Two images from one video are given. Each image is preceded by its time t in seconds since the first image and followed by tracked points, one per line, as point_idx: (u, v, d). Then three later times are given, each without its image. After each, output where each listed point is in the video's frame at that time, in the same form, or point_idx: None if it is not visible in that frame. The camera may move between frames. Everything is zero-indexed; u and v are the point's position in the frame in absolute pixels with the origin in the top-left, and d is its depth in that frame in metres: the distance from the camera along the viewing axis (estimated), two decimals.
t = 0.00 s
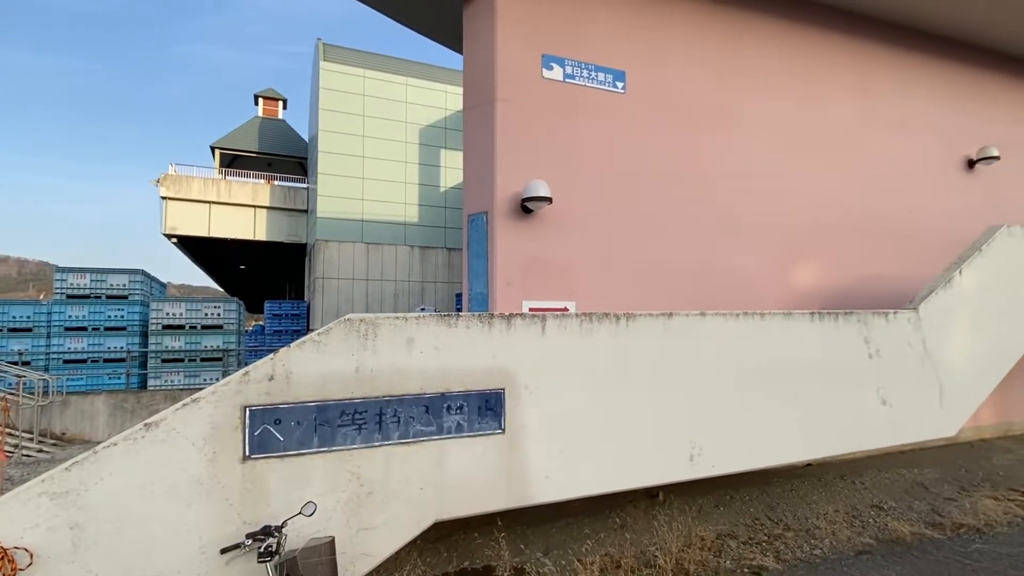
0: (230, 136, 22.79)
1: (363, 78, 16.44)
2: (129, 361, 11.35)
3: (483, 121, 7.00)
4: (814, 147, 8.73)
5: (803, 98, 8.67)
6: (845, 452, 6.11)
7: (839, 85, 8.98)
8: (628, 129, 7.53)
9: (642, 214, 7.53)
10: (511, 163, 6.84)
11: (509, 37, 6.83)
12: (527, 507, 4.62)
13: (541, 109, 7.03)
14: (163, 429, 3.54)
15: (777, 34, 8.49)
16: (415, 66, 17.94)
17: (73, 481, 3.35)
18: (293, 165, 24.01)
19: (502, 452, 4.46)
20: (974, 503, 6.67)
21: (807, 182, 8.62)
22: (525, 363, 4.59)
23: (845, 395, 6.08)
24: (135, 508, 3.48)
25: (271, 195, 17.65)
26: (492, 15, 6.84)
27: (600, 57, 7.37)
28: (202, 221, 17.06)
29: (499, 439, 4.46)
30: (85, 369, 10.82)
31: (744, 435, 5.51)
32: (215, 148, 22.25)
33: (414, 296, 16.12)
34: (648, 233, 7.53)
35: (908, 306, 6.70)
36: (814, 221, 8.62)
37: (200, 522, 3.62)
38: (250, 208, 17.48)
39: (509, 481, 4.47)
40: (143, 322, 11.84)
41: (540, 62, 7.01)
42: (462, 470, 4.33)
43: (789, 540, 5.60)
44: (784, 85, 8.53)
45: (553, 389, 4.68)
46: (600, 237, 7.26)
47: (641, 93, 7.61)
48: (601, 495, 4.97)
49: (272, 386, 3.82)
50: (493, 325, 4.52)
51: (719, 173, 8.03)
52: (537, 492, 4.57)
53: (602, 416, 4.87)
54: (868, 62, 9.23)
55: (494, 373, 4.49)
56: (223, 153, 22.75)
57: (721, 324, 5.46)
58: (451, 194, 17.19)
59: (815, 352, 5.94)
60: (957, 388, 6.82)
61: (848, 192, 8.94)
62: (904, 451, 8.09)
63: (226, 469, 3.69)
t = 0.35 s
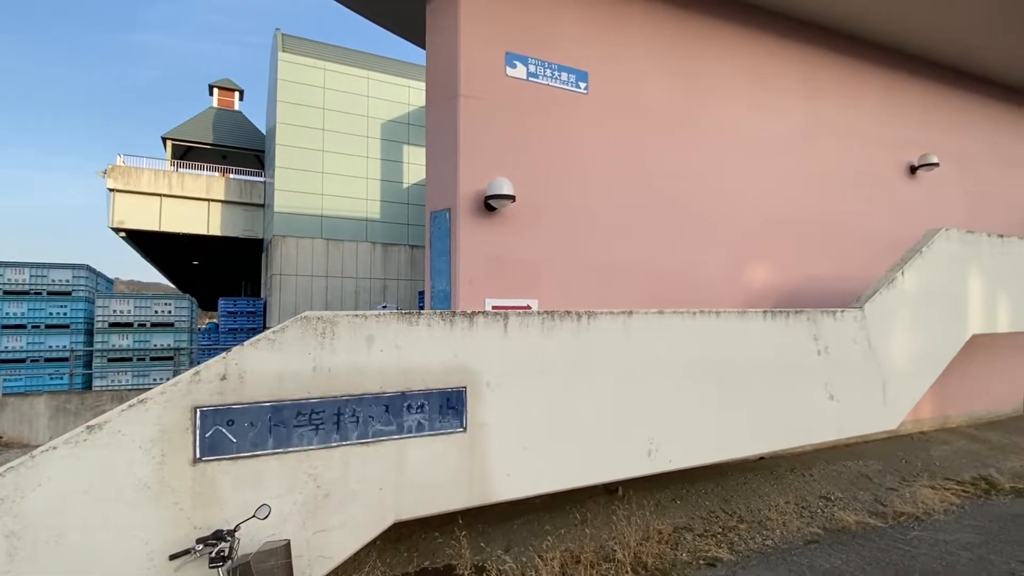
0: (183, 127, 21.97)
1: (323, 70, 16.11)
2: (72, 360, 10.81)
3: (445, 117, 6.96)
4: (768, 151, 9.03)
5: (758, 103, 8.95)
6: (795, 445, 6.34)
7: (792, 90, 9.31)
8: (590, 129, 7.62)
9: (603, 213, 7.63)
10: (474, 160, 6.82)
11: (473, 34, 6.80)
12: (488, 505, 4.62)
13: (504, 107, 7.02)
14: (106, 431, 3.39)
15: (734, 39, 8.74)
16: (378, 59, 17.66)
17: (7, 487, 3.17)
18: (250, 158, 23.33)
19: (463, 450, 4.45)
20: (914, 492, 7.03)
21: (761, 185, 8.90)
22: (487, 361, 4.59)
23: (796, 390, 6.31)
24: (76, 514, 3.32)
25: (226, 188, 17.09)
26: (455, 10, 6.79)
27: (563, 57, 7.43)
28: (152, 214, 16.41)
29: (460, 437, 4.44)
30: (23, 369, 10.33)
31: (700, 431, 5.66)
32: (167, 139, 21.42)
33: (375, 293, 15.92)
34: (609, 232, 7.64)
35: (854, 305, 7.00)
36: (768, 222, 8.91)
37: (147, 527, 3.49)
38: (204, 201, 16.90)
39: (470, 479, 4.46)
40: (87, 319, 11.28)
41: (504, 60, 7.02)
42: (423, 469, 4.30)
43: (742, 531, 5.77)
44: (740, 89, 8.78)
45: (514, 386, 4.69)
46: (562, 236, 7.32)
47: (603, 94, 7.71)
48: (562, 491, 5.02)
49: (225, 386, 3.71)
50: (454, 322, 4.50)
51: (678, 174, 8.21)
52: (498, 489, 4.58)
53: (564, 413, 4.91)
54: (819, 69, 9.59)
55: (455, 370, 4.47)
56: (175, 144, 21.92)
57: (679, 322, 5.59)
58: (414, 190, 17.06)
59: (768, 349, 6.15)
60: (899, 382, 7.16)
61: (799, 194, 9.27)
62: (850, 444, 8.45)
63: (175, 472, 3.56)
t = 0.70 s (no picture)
0: (131, 116, 21.02)
1: (281, 61, 15.67)
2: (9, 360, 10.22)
3: (407, 112, 6.87)
4: (725, 153, 9.28)
5: (715, 106, 9.19)
6: (749, 439, 6.55)
7: (747, 95, 9.59)
8: (553, 127, 7.67)
9: (565, 212, 7.69)
10: (436, 156, 6.76)
11: (436, 28, 6.74)
12: (449, 503, 4.61)
13: (467, 103, 6.99)
14: (45, 434, 3.21)
15: (692, 43, 8.94)
16: (339, 52, 17.33)
17: None
18: (203, 150, 22.51)
19: (424, 449, 4.41)
20: (858, 482, 7.36)
21: (718, 186, 9.15)
22: (448, 359, 4.57)
23: (749, 386, 6.51)
24: (11, 522, 3.15)
25: (178, 181, 16.43)
26: (418, 4, 6.72)
27: (526, 55, 7.45)
28: (97, 207, 15.70)
29: (421, 436, 4.40)
30: None
31: (659, 426, 5.78)
32: (113, 128, 20.44)
33: (335, 290, 15.40)
34: (571, 230, 7.71)
35: (805, 304, 7.26)
36: (724, 223, 9.16)
37: (90, 534, 3.33)
38: (154, 194, 16.21)
39: (431, 478, 4.43)
40: (25, 317, 10.68)
41: (466, 56, 6.98)
42: (383, 468, 4.25)
43: (698, 523, 5.92)
44: (698, 92, 9.00)
45: (475, 384, 4.68)
46: (524, 233, 7.34)
47: (565, 93, 7.77)
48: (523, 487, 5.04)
49: (174, 386, 3.57)
50: (416, 320, 4.46)
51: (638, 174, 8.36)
52: (459, 487, 4.57)
53: (525, 410, 4.94)
54: (773, 75, 9.92)
55: (416, 368, 4.43)
56: (122, 133, 20.96)
57: (639, 320, 5.69)
58: (375, 185, 16.85)
59: (724, 346, 6.33)
60: (845, 377, 7.48)
61: (754, 196, 9.56)
62: (800, 437, 8.78)
63: (121, 476, 3.41)
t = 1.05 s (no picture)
0: (76, 103, 20.01)
1: (238, 50, 15.18)
2: None
3: (370, 106, 6.77)
4: (685, 153, 9.50)
5: (675, 108, 9.39)
6: (706, 434, 6.72)
7: (706, 98, 9.83)
8: (517, 125, 7.69)
9: (529, 210, 7.73)
10: (400, 152, 6.68)
11: (399, 22, 6.66)
12: (411, 503, 4.57)
13: (431, 99, 6.94)
14: None
15: (654, 46, 9.11)
16: (298, 42, 16.92)
17: None
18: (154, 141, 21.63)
19: (385, 448, 4.36)
20: (808, 473, 7.66)
21: (678, 186, 9.35)
22: (410, 357, 4.53)
23: (707, 382, 6.68)
24: None
25: (127, 172, 15.71)
26: None
27: (490, 52, 7.44)
28: (40, 198, 14.90)
29: (382, 435, 4.35)
30: None
31: (620, 421, 5.87)
32: (55, 116, 19.41)
33: (294, 287, 15.20)
34: (534, 228, 7.75)
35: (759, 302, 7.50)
36: (684, 222, 9.37)
37: (28, 544, 3.15)
38: (101, 185, 15.48)
39: (393, 477, 4.38)
40: None
41: (431, 51, 6.92)
42: (343, 468, 4.18)
43: (657, 516, 6.05)
44: (659, 94, 9.18)
45: (438, 382, 4.65)
46: (488, 230, 7.34)
47: (529, 91, 7.80)
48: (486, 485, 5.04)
49: (122, 387, 3.43)
50: (377, 318, 4.40)
51: (601, 174, 8.47)
52: (422, 486, 4.53)
53: (489, 408, 4.94)
54: (731, 79, 10.20)
55: (378, 366, 4.37)
56: (66, 121, 19.93)
57: (601, 317, 5.77)
58: (336, 180, 16.64)
59: (683, 343, 6.47)
60: (797, 373, 7.75)
61: (712, 196, 9.82)
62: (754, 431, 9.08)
63: (63, 481, 3.25)
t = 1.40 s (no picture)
0: (20, 90, 19.02)
1: (196, 39, 14.68)
2: None
3: (333, 99, 6.65)
4: (649, 153, 9.65)
5: (639, 108, 9.53)
6: (668, 429, 6.85)
7: (669, 99, 10.01)
8: (483, 122, 7.68)
9: (494, 207, 7.72)
10: (364, 146, 6.58)
11: (363, 14, 6.56)
12: (374, 502, 4.52)
13: (396, 94, 6.86)
14: None
15: (619, 46, 9.23)
16: (259, 33, 16.48)
17: None
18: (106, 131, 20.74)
19: (348, 447, 4.30)
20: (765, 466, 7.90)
21: (642, 185, 9.49)
22: (374, 355, 4.47)
23: (668, 378, 6.82)
24: None
25: (75, 163, 15.03)
26: None
27: (456, 47, 7.41)
28: None
29: (345, 435, 4.29)
30: None
31: (583, 417, 5.93)
32: None
33: (254, 283, 14.77)
34: (500, 226, 7.75)
35: (719, 300, 7.69)
36: (647, 221, 9.52)
37: None
38: (47, 176, 14.77)
39: (356, 477, 4.33)
40: None
41: (396, 45, 6.85)
42: (304, 468, 4.11)
43: (620, 511, 6.14)
44: (624, 95, 9.31)
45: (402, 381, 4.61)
46: (454, 227, 7.30)
47: (496, 88, 7.80)
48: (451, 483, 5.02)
49: (68, 387, 3.28)
50: (340, 316, 4.33)
51: (566, 172, 8.54)
52: (386, 485, 4.49)
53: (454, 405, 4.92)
54: (693, 82, 10.42)
55: (340, 365, 4.31)
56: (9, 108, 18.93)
57: (566, 314, 5.81)
58: (298, 174, 16.28)
59: (646, 340, 6.59)
60: (755, 369, 7.98)
61: (675, 196, 10.00)
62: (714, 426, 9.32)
63: (4, 487, 3.10)
